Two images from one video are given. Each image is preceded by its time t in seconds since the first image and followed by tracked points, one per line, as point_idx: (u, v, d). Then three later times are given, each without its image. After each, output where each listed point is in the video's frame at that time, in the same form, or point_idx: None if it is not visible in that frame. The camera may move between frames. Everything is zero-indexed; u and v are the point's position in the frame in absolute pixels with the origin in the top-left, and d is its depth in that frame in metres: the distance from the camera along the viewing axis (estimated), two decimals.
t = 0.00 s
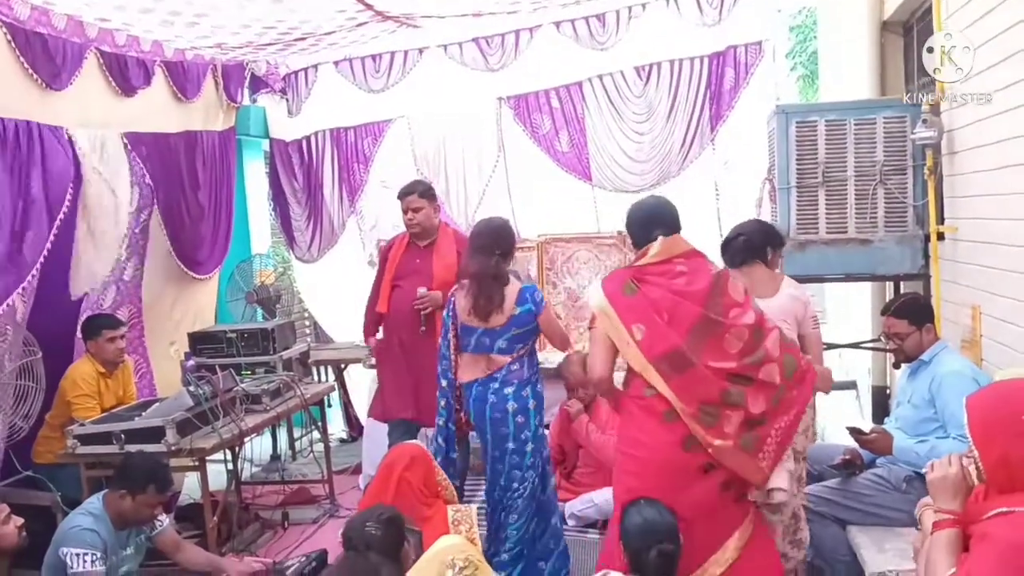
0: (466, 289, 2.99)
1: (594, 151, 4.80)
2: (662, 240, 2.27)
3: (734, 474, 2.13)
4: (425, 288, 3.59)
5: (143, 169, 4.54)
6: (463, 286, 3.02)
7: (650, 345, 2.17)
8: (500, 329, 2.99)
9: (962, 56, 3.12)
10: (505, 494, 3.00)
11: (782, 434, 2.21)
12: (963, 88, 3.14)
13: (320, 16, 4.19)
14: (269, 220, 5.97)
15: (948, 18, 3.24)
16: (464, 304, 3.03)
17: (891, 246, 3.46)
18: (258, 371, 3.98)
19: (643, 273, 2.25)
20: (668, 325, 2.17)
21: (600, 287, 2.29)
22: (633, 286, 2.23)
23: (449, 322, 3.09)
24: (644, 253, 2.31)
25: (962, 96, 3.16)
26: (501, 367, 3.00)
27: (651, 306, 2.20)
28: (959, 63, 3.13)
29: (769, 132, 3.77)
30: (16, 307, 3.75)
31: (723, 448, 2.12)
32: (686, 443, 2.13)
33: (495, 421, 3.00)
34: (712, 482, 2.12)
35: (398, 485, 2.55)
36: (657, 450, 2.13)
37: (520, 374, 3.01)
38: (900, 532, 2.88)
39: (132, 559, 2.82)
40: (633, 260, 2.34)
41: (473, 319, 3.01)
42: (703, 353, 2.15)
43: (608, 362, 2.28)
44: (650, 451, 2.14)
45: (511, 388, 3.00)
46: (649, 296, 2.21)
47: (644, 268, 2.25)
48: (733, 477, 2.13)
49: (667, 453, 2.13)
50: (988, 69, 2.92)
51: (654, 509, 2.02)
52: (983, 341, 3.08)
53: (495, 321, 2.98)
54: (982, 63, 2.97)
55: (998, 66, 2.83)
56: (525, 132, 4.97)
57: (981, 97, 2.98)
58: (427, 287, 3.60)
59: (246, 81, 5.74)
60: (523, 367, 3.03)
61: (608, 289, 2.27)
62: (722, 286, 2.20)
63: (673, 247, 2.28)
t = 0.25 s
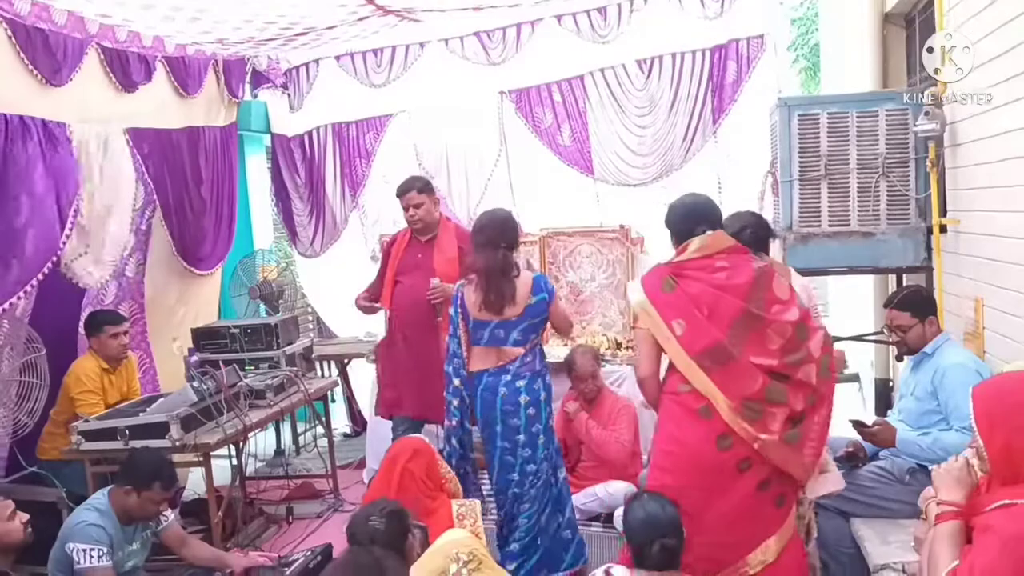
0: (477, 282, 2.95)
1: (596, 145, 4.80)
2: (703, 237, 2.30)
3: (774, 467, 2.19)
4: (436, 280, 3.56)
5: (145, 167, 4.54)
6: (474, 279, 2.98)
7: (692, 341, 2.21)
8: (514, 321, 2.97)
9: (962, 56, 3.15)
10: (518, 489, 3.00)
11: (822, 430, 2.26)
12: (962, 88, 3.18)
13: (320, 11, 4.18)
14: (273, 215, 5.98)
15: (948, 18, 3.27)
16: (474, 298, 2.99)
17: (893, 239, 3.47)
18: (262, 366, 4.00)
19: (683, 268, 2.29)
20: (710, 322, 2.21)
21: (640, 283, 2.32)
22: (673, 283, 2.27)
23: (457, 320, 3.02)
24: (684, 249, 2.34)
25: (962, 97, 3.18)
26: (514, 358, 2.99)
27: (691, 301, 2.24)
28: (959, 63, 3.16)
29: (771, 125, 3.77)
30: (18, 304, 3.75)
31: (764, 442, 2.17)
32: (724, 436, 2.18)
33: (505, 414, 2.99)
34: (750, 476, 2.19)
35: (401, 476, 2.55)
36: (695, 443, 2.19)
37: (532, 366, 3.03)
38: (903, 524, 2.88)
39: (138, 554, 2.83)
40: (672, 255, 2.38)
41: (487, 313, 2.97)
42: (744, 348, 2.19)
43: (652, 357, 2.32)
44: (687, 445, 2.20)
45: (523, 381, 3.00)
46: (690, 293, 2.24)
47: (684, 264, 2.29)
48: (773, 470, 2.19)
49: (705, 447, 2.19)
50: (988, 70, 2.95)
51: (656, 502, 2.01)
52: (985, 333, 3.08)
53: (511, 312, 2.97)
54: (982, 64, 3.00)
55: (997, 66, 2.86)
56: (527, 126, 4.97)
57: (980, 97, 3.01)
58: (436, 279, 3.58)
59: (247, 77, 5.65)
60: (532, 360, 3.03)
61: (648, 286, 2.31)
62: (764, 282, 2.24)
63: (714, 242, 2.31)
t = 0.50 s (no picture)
0: (490, 286, 2.96)
1: (602, 140, 4.80)
2: (741, 232, 2.37)
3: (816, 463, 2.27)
4: (438, 274, 3.57)
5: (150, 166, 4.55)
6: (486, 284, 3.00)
7: (733, 337, 2.29)
8: (526, 324, 2.97)
9: (962, 56, 3.15)
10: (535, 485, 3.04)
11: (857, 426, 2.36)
12: (963, 88, 3.20)
13: (325, 6, 4.17)
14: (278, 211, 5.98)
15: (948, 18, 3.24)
16: (487, 302, 3.01)
17: (900, 233, 3.46)
18: (269, 362, 4.01)
19: (721, 263, 2.37)
20: (751, 318, 2.29)
21: (681, 281, 2.41)
22: (713, 279, 2.35)
23: (470, 322, 3.04)
24: (723, 244, 2.41)
25: (963, 96, 3.21)
26: (523, 362, 3.00)
27: (730, 296, 2.32)
28: (959, 63, 3.16)
29: (778, 118, 3.76)
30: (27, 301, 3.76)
31: (806, 438, 2.25)
32: (766, 432, 2.26)
33: (521, 419, 3.00)
34: (792, 472, 2.27)
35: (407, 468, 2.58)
36: (738, 439, 2.28)
37: (544, 369, 3.02)
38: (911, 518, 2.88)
39: (147, 550, 2.84)
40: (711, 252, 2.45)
41: (500, 317, 2.97)
42: (785, 342, 2.27)
43: (692, 355, 2.40)
44: (729, 441, 2.28)
45: (535, 385, 3.00)
46: (730, 289, 2.33)
47: (721, 259, 2.37)
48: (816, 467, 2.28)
49: (747, 444, 2.27)
50: (990, 71, 2.96)
51: (666, 498, 2.01)
52: (993, 327, 3.07)
53: (523, 316, 2.96)
54: (982, 65, 3.04)
55: (998, 68, 2.88)
56: (532, 120, 4.96)
57: (981, 97, 3.04)
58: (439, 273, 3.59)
59: (252, 74, 5.73)
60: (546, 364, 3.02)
61: (688, 283, 2.39)
62: (802, 278, 2.32)
63: (757, 239, 2.37)
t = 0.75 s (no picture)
0: (495, 288, 2.96)
1: (607, 139, 4.80)
2: (766, 230, 2.32)
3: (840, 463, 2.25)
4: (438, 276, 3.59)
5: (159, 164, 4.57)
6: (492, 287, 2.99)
7: (760, 335, 2.24)
8: (531, 327, 2.97)
9: (963, 57, 3.17)
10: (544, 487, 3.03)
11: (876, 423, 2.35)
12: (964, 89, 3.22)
13: (329, 7, 4.18)
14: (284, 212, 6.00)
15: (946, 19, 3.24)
16: (492, 304, 3.00)
17: (906, 232, 3.45)
18: (275, 363, 4.02)
19: (747, 261, 2.31)
20: (778, 316, 2.24)
21: (704, 278, 2.34)
22: (738, 276, 2.29)
23: (475, 322, 3.03)
24: (747, 242, 2.35)
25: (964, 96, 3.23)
26: (535, 366, 3.00)
27: (757, 293, 2.26)
28: (958, 64, 3.18)
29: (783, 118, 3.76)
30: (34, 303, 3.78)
31: (831, 438, 2.23)
32: (791, 432, 2.23)
33: (531, 421, 3.00)
34: (817, 472, 2.24)
35: (409, 466, 2.63)
36: (762, 439, 2.24)
37: (554, 370, 3.02)
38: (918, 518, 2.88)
39: (154, 551, 2.85)
40: (735, 248, 2.39)
41: (505, 319, 2.98)
42: (812, 341, 2.23)
43: (715, 353, 2.33)
44: (753, 442, 2.25)
45: (546, 386, 3.00)
46: (756, 286, 2.27)
47: (748, 256, 2.31)
48: (840, 467, 2.25)
49: (771, 444, 2.23)
50: (992, 72, 2.98)
51: (671, 496, 2.00)
52: (999, 326, 3.05)
53: (527, 320, 2.97)
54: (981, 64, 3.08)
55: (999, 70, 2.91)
56: (536, 120, 4.97)
57: (981, 97, 3.08)
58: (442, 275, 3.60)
59: (257, 74, 5.78)
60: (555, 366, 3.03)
61: (712, 279, 2.33)
62: (829, 276, 2.27)
63: (781, 236, 2.32)
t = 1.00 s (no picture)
0: (508, 290, 2.94)
1: (614, 145, 4.81)
2: (784, 236, 2.33)
3: (851, 471, 2.22)
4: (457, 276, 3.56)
5: (166, 166, 4.59)
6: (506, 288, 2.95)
7: (770, 340, 2.23)
8: (545, 326, 2.97)
9: (963, 57, 3.21)
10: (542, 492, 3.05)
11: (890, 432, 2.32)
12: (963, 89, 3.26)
13: (337, 13, 4.20)
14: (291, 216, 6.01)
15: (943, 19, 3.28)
16: (505, 306, 2.97)
17: (913, 237, 3.45)
18: (282, 368, 4.02)
19: (760, 266, 2.31)
20: (790, 320, 2.23)
21: (718, 283, 2.35)
22: (749, 280, 2.29)
23: (486, 320, 3.01)
24: (762, 248, 2.36)
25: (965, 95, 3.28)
26: (540, 367, 3.00)
27: (769, 298, 2.26)
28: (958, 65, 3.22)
29: (790, 123, 3.76)
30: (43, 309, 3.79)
31: (840, 445, 2.20)
32: (799, 438, 2.22)
33: (527, 424, 3.02)
34: (827, 480, 2.22)
35: (417, 468, 2.60)
36: (768, 446, 2.24)
37: (556, 378, 3.02)
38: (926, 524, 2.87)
39: (163, 556, 2.86)
40: (750, 254, 2.40)
41: (519, 320, 2.96)
42: (825, 347, 2.22)
43: (728, 359, 2.34)
44: (761, 448, 2.25)
45: (546, 394, 3.00)
46: (768, 290, 2.27)
47: (762, 262, 2.32)
48: (852, 475, 2.22)
49: (779, 450, 2.23)
50: (995, 74, 3.01)
51: (652, 503, 2.09)
52: (1007, 332, 3.04)
53: (541, 319, 2.96)
54: (984, 62, 3.12)
55: (1002, 75, 2.94)
56: (543, 126, 4.98)
57: (981, 97, 3.14)
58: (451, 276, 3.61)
59: (263, 78, 5.66)
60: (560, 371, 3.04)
61: (725, 285, 2.33)
62: (843, 282, 2.26)
63: (793, 242, 2.33)
